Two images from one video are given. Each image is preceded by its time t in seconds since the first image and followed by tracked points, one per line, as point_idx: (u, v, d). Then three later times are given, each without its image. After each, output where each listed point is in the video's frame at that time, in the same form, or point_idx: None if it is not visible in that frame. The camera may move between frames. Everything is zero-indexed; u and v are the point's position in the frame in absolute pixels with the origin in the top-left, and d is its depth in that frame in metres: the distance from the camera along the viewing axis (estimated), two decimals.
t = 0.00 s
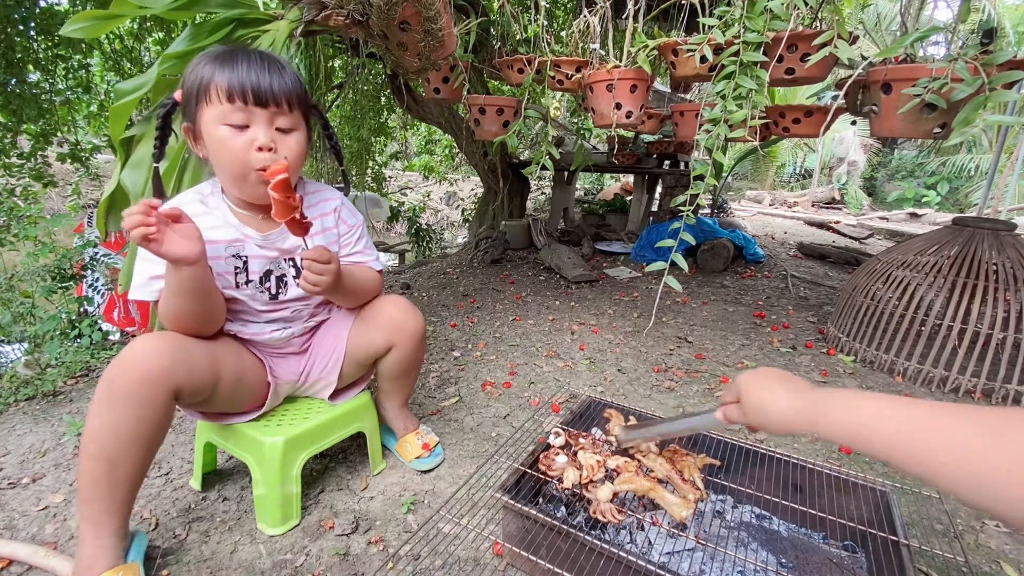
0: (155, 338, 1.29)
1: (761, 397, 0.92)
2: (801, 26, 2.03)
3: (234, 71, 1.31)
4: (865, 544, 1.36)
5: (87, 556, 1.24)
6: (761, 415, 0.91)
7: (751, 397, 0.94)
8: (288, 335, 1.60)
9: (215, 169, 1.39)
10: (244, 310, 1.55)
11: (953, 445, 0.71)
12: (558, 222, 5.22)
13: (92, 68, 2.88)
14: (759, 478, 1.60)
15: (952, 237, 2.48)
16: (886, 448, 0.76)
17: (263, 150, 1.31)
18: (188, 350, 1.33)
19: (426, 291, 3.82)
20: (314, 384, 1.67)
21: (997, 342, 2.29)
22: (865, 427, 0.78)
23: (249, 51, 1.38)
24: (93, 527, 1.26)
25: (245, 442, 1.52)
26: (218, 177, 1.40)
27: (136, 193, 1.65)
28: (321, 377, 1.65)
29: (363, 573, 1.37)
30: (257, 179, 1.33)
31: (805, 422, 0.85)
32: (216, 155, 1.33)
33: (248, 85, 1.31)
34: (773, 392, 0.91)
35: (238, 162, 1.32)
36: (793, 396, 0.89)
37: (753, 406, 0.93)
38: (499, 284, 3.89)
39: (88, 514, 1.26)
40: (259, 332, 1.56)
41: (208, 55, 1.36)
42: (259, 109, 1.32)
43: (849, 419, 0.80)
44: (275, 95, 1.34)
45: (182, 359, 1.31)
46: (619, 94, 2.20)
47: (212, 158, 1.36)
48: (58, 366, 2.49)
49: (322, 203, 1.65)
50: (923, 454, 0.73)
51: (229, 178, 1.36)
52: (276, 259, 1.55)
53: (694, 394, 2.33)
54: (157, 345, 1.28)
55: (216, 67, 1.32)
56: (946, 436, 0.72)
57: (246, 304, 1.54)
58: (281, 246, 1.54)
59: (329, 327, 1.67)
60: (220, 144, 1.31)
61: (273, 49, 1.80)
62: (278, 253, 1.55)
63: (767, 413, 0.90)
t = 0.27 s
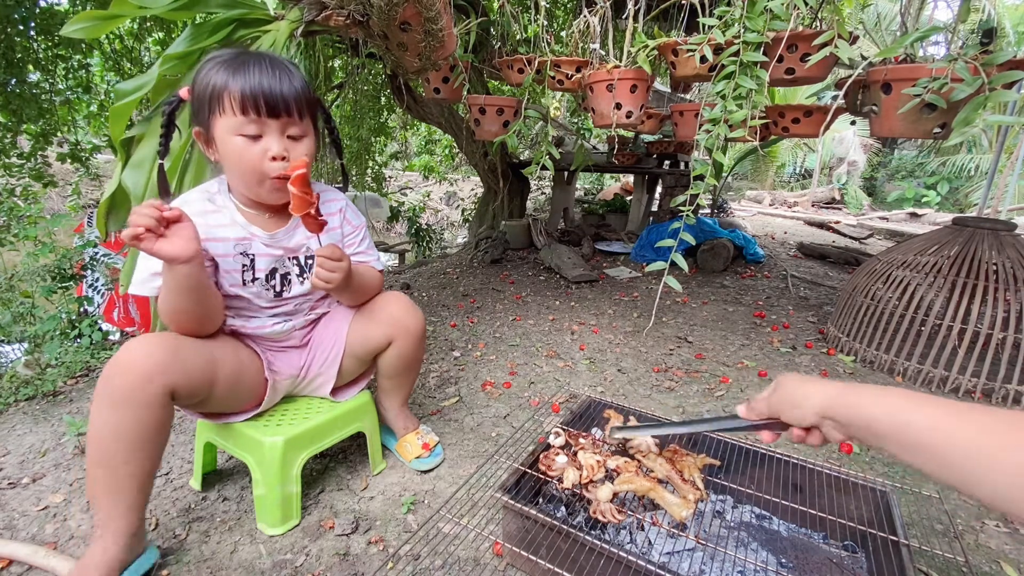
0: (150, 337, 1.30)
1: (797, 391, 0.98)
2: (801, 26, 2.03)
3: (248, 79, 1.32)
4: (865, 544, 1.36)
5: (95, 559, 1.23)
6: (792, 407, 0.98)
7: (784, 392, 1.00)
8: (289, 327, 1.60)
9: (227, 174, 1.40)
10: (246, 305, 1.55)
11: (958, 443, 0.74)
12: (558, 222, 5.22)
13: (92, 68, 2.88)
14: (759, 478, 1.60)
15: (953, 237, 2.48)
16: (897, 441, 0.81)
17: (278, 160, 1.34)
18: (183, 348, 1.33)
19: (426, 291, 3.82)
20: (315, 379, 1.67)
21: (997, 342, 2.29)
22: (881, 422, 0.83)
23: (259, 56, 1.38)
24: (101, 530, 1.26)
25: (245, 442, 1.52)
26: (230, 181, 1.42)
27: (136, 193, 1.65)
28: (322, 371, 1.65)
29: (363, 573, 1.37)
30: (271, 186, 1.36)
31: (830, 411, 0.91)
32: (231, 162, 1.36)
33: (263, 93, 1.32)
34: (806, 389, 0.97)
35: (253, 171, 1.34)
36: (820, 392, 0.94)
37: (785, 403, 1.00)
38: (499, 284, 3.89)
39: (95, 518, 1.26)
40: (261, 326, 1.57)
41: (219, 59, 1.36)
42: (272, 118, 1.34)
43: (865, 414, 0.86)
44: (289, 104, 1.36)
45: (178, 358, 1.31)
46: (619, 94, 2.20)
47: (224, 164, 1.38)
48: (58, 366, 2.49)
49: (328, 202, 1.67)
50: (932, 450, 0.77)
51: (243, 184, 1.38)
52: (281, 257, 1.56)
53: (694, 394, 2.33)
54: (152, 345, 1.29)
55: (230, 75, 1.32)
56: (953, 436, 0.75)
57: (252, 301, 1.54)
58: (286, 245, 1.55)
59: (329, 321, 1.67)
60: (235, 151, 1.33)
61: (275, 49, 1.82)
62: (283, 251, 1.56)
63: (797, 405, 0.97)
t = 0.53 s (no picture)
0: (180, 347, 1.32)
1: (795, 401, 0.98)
2: (801, 26, 2.03)
3: (251, 75, 1.33)
4: (865, 544, 1.36)
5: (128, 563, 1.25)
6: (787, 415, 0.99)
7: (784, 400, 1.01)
8: (291, 329, 1.59)
9: (227, 168, 1.41)
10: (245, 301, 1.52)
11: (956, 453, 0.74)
12: (558, 222, 5.22)
13: (92, 68, 2.88)
14: (759, 478, 1.60)
15: (952, 238, 2.48)
16: (891, 446, 0.81)
17: (278, 154, 1.34)
18: (212, 356, 1.36)
19: (426, 291, 3.82)
20: (315, 378, 1.66)
21: (997, 342, 2.29)
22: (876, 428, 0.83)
23: (265, 55, 1.39)
24: (132, 533, 1.28)
25: (245, 442, 1.52)
26: (230, 175, 1.42)
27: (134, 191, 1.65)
28: (323, 371, 1.65)
29: (363, 573, 1.37)
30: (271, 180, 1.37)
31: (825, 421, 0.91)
32: (231, 156, 1.36)
33: (266, 89, 1.33)
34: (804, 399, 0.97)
35: (254, 165, 1.35)
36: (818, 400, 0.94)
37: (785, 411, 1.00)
38: (499, 284, 3.89)
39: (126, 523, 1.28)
40: (261, 326, 1.55)
41: (224, 55, 1.37)
42: (274, 114, 1.35)
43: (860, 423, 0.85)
44: (291, 101, 1.36)
45: (209, 366, 1.33)
46: (619, 94, 2.20)
47: (225, 157, 1.38)
48: (58, 366, 2.49)
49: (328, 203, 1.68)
50: (928, 457, 0.77)
51: (242, 177, 1.39)
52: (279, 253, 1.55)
53: (694, 394, 2.33)
54: (184, 355, 1.30)
55: (234, 70, 1.33)
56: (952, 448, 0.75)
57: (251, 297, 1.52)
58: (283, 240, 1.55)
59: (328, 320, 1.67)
60: (236, 145, 1.34)
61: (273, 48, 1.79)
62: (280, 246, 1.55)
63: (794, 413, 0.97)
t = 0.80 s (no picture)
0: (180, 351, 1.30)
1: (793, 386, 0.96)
2: (801, 26, 2.03)
3: (251, 56, 1.35)
4: (865, 544, 1.36)
5: (142, 559, 1.29)
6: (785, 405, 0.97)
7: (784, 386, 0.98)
8: (288, 330, 1.57)
9: (228, 149, 1.43)
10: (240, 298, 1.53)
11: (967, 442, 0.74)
12: (558, 222, 5.22)
13: (92, 68, 2.88)
14: (759, 478, 1.60)
15: (952, 237, 2.48)
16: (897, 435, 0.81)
17: (279, 133, 1.37)
18: (214, 359, 1.35)
19: (426, 291, 3.82)
20: (317, 381, 1.66)
21: (997, 342, 2.29)
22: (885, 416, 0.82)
23: (266, 40, 1.41)
24: (144, 530, 1.31)
25: (245, 443, 1.52)
26: (231, 156, 1.44)
27: (132, 189, 1.65)
28: (326, 373, 1.65)
29: (363, 573, 1.37)
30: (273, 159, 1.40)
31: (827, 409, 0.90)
32: (232, 137, 1.38)
33: (264, 74, 1.35)
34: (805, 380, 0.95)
35: (255, 145, 1.38)
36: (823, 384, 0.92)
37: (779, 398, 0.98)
38: (499, 284, 3.89)
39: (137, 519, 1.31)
40: (258, 329, 1.52)
41: (225, 39, 1.40)
42: (273, 99, 1.37)
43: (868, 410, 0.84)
44: (290, 81, 1.39)
45: (213, 371, 1.33)
46: (619, 94, 2.20)
47: (227, 140, 1.41)
48: (58, 366, 2.49)
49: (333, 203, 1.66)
50: (932, 444, 0.77)
51: (244, 159, 1.41)
52: (271, 236, 1.53)
53: (694, 394, 2.33)
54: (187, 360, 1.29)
55: (233, 51, 1.35)
56: (961, 431, 0.75)
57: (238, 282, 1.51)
58: (275, 221, 1.53)
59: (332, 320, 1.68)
60: (237, 125, 1.36)
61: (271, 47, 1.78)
62: (273, 231, 1.53)
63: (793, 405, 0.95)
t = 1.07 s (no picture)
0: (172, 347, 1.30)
1: (767, 409, 0.90)
2: (800, 26, 2.03)
3: (267, 58, 1.39)
4: (865, 544, 1.36)
5: (138, 561, 1.28)
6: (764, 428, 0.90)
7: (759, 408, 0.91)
8: (283, 336, 1.58)
9: (242, 152, 1.43)
10: (241, 303, 1.55)
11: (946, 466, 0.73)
12: (558, 222, 5.21)
13: (92, 68, 2.88)
14: (759, 478, 1.60)
15: (952, 238, 2.48)
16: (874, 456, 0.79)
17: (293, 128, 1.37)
18: (206, 356, 1.35)
19: (426, 291, 3.82)
20: (311, 387, 1.66)
21: (997, 343, 2.29)
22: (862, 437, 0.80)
23: (283, 50, 1.44)
24: (139, 533, 1.30)
25: (245, 443, 1.52)
26: (245, 158, 1.44)
27: (135, 193, 1.64)
28: (319, 381, 1.64)
29: (363, 573, 1.37)
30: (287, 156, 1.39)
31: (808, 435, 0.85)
32: (247, 135, 1.38)
33: (280, 79, 1.38)
34: (777, 400, 0.90)
35: (269, 141, 1.37)
36: (797, 410, 0.87)
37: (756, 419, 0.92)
38: (499, 284, 3.89)
39: (133, 521, 1.30)
40: (254, 333, 1.53)
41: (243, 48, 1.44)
42: (288, 103, 1.39)
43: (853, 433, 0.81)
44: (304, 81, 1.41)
45: (206, 367, 1.33)
46: (619, 94, 2.20)
47: (243, 141, 1.41)
48: (58, 366, 2.49)
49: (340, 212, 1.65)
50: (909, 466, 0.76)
51: (257, 158, 1.41)
52: (275, 246, 1.54)
53: (694, 394, 2.33)
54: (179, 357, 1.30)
55: (251, 55, 1.39)
56: (941, 449, 0.74)
57: (241, 289, 1.53)
58: (280, 230, 1.53)
59: (325, 327, 1.67)
60: (250, 122, 1.37)
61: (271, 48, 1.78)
62: (278, 240, 1.53)
63: (772, 428, 0.89)
